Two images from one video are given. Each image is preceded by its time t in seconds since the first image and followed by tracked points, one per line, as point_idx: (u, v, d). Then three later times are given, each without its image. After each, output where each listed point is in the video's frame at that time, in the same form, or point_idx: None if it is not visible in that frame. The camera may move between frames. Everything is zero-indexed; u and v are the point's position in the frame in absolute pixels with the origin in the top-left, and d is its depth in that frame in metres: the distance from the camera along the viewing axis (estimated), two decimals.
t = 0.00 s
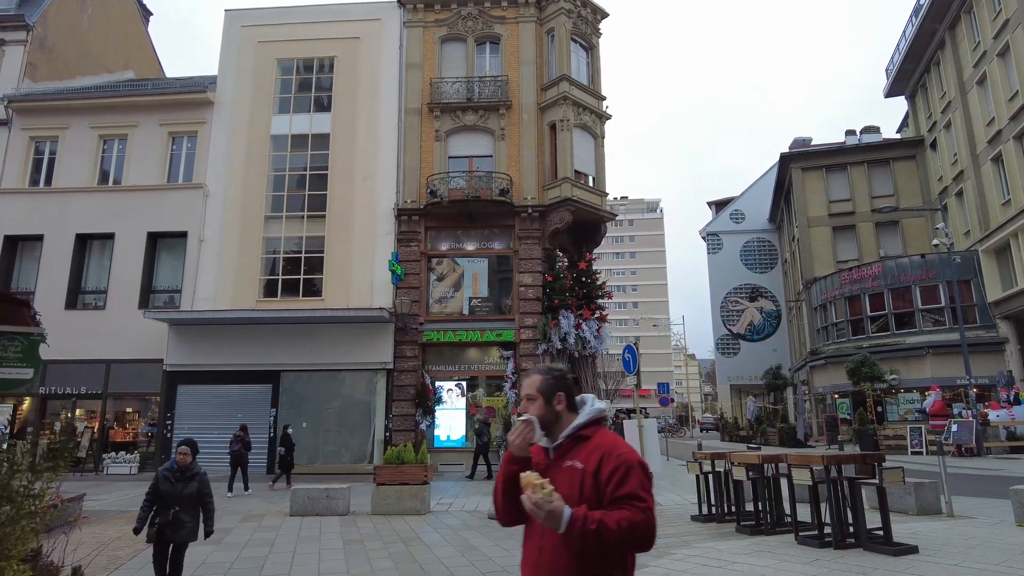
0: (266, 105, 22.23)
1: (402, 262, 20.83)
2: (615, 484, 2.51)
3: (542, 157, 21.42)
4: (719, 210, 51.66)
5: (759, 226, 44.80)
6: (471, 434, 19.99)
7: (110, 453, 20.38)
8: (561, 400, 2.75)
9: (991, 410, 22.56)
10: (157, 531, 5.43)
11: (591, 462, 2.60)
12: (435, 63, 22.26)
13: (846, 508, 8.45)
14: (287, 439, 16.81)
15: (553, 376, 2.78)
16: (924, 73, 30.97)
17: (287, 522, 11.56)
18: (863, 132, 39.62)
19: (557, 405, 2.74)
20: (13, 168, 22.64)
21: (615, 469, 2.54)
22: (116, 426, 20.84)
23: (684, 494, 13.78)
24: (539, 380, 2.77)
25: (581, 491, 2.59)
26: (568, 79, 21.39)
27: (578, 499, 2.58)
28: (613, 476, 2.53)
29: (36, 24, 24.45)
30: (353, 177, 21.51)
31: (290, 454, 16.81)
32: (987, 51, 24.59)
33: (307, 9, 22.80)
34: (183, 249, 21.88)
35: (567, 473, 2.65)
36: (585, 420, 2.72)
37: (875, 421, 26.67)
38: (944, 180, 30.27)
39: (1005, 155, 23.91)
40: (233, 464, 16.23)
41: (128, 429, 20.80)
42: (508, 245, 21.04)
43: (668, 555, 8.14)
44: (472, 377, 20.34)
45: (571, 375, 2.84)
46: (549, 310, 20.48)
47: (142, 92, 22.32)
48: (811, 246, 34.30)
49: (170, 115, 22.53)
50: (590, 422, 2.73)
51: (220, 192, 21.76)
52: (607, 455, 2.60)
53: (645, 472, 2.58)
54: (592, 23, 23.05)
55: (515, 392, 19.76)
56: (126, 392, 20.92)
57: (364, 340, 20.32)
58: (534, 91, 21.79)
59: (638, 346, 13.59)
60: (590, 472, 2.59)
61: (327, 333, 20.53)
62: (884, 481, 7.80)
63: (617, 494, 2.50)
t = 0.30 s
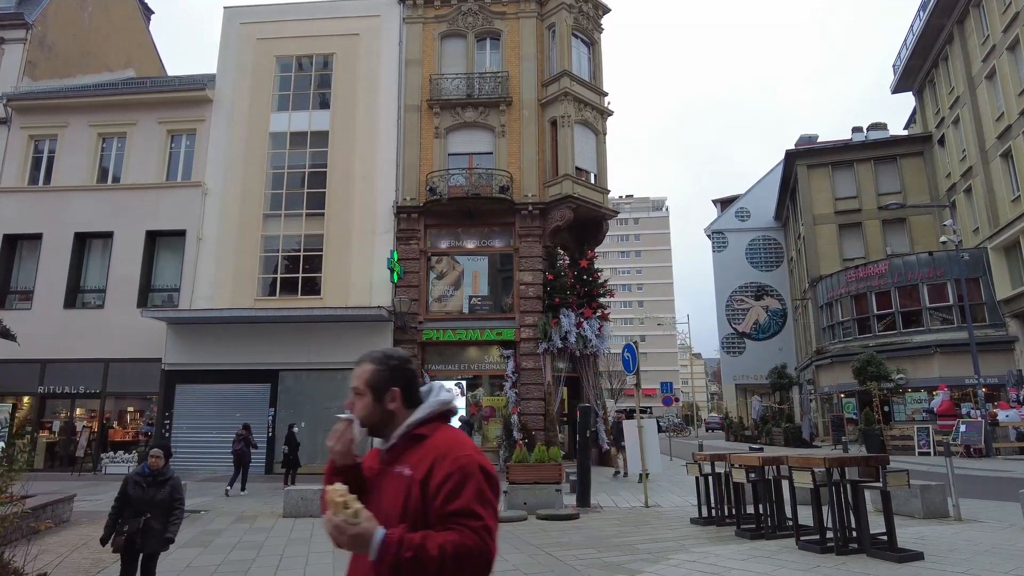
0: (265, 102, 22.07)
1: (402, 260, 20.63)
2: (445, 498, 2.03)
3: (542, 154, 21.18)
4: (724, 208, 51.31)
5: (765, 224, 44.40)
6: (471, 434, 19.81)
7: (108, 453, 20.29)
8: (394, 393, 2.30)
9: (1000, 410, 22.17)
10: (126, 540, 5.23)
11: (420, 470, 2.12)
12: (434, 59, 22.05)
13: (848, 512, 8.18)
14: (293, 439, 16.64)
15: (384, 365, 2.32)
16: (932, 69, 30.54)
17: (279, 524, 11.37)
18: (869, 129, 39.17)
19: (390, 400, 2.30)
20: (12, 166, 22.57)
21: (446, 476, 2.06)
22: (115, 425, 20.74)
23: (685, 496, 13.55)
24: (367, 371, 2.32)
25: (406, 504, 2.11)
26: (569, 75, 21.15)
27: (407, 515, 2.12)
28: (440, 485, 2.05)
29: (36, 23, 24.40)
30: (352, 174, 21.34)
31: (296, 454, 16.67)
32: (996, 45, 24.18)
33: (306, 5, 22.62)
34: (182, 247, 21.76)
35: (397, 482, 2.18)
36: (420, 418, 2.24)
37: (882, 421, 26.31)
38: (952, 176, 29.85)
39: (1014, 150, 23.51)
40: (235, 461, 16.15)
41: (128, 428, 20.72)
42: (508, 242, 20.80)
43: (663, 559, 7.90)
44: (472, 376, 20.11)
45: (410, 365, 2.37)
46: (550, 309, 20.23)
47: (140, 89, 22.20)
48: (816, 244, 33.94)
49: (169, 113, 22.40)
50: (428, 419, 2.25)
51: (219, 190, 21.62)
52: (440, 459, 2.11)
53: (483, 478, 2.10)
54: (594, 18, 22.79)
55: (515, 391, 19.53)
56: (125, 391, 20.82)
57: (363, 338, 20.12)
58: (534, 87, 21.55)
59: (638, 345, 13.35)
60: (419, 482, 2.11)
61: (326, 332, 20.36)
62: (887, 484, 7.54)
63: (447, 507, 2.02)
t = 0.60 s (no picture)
0: (263, 99, 21.93)
1: (400, 258, 20.44)
2: (170, 549, 1.65)
3: (542, 151, 20.97)
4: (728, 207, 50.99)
5: (769, 222, 44.05)
6: (470, 433, 19.63)
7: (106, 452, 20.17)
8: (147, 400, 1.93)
9: (1007, 408, 21.84)
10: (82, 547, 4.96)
11: (150, 507, 1.74)
12: (433, 55, 21.88)
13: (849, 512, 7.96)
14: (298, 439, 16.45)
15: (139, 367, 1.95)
16: (938, 64, 30.18)
17: (270, 524, 11.19)
18: (875, 125, 38.81)
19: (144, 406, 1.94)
20: (11, 165, 22.51)
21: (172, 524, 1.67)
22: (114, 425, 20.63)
23: (684, 495, 13.32)
24: (117, 371, 1.95)
25: (131, 546, 1.75)
26: (568, 70, 20.93)
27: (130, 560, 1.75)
28: (168, 527, 1.68)
29: (35, 21, 24.35)
30: (350, 171, 21.17)
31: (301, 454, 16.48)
32: (1003, 39, 23.84)
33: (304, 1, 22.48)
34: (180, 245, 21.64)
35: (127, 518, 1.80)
36: (175, 435, 1.86)
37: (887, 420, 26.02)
38: (958, 172, 29.49)
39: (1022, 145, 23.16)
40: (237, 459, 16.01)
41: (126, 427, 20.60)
42: (508, 240, 20.60)
43: (657, 561, 7.69)
44: (471, 375, 19.94)
45: (186, 368, 2.02)
46: (550, 306, 20.00)
47: (138, 87, 22.09)
48: (821, 242, 33.60)
49: (166, 110, 22.28)
50: (187, 437, 1.88)
51: (217, 188, 21.48)
52: (176, 496, 1.72)
53: (239, 521, 1.72)
54: (594, 13, 22.58)
55: (514, 390, 19.33)
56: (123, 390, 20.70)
57: (361, 337, 19.96)
58: (534, 83, 21.34)
59: (637, 343, 13.15)
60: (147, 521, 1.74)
61: (324, 331, 20.20)
62: (889, 485, 7.30)
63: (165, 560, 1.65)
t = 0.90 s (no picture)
0: (263, 101, 21.84)
1: (401, 259, 20.26)
2: None
3: (543, 151, 20.74)
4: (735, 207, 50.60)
5: (776, 221, 43.61)
6: (471, 436, 19.39)
7: (106, 455, 20.10)
8: None
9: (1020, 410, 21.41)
10: (46, 561, 4.84)
11: None
12: (434, 55, 21.69)
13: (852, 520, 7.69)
14: (306, 439, 16.30)
15: None
16: (948, 61, 29.77)
17: (264, 529, 11.02)
18: (883, 124, 38.35)
19: None
20: (13, 168, 22.51)
21: None
22: (115, 427, 20.56)
23: (686, 501, 13.04)
24: None
25: None
26: (570, 69, 20.70)
27: None
28: None
29: (37, 24, 24.37)
30: (349, 172, 21.02)
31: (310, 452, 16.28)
32: (1013, 34, 23.45)
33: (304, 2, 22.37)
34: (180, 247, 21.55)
35: None
36: None
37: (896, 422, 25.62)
38: (968, 170, 29.06)
39: None
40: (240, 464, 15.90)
41: (126, 430, 20.52)
42: (509, 241, 20.38)
43: (653, 570, 7.45)
44: (472, 377, 19.73)
45: None
46: (551, 307, 19.75)
47: (138, 89, 22.04)
48: (828, 242, 33.19)
49: (167, 112, 22.21)
50: None
51: (217, 190, 21.38)
52: None
53: None
54: (596, 12, 22.35)
55: (516, 392, 19.10)
56: (124, 393, 20.62)
57: (361, 339, 19.80)
58: (535, 82, 21.13)
59: (637, 344, 12.90)
60: None
61: (324, 333, 20.04)
62: (895, 492, 7.01)
63: None
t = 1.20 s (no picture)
0: (269, 100, 21.77)
1: (406, 258, 20.10)
2: None
3: (550, 148, 20.53)
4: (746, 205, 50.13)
5: (788, 219, 43.09)
6: (478, 436, 19.16)
7: (114, 455, 20.10)
8: None
9: None
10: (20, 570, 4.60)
11: None
12: (440, 52, 21.52)
13: (866, 524, 7.39)
14: (321, 440, 16.12)
15: None
16: (964, 55, 29.24)
17: (264, 530, 10.87)
18: (897, 120, 37.77)
19: None
20: (22, 169, 22.59)
21: None
22: (123, 427, 20.57)
23: (695, 502, 12.77)
24: None
25: None
26: (577, 65, 20.46)
27: None
28: None
29: (45, 25, 24.48)
30: (355, 171, 20.91)
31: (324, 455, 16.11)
32: None
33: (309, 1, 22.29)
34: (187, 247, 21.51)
35: None
36: None
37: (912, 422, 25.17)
38: (986, 166, 28.50)
39: None
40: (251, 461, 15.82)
41: (133, 430, 20.51)
42: (515, 239, 20.16)
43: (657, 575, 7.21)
44: (479, 377, 19.52)
45: None
46: (558, 306, 19.52)
47: (145, 89, 22.04)
48: (842, 239, 32.70)
49: (173, 112, 22.20)
50: None
51: (222, 190, 21.32)
52: None
53: None
54: (603, 7, 22.10)
55: (523, 393, 18.87)
56: (131, 393, 20.61)
57: (367, 339, 19.66)
58: (542, 79, 20.91)
59: (644, 343, 12.64)
60: None
61: (330, 333, 19.93)
62: (911, 495, 6.72)
63: None
